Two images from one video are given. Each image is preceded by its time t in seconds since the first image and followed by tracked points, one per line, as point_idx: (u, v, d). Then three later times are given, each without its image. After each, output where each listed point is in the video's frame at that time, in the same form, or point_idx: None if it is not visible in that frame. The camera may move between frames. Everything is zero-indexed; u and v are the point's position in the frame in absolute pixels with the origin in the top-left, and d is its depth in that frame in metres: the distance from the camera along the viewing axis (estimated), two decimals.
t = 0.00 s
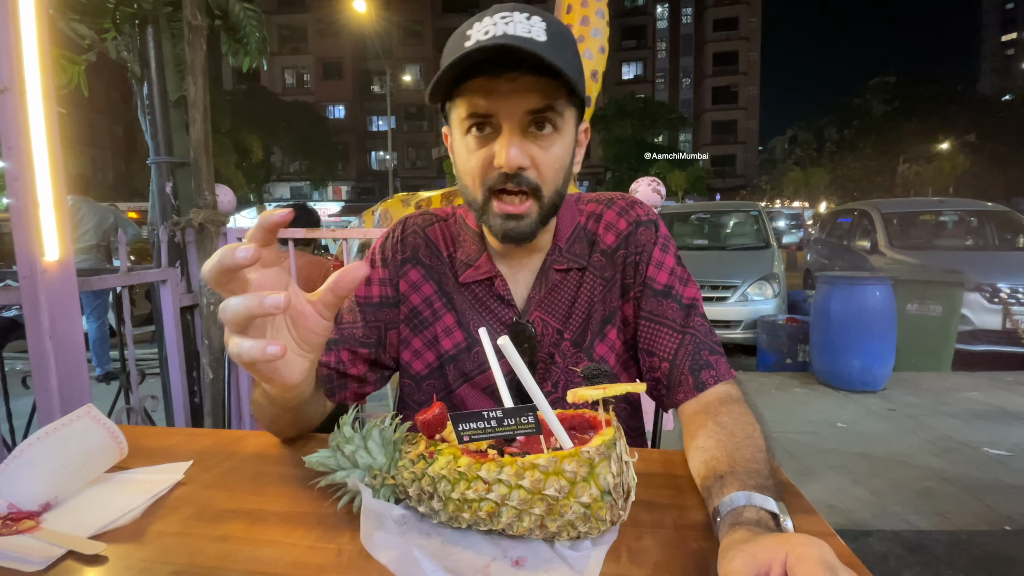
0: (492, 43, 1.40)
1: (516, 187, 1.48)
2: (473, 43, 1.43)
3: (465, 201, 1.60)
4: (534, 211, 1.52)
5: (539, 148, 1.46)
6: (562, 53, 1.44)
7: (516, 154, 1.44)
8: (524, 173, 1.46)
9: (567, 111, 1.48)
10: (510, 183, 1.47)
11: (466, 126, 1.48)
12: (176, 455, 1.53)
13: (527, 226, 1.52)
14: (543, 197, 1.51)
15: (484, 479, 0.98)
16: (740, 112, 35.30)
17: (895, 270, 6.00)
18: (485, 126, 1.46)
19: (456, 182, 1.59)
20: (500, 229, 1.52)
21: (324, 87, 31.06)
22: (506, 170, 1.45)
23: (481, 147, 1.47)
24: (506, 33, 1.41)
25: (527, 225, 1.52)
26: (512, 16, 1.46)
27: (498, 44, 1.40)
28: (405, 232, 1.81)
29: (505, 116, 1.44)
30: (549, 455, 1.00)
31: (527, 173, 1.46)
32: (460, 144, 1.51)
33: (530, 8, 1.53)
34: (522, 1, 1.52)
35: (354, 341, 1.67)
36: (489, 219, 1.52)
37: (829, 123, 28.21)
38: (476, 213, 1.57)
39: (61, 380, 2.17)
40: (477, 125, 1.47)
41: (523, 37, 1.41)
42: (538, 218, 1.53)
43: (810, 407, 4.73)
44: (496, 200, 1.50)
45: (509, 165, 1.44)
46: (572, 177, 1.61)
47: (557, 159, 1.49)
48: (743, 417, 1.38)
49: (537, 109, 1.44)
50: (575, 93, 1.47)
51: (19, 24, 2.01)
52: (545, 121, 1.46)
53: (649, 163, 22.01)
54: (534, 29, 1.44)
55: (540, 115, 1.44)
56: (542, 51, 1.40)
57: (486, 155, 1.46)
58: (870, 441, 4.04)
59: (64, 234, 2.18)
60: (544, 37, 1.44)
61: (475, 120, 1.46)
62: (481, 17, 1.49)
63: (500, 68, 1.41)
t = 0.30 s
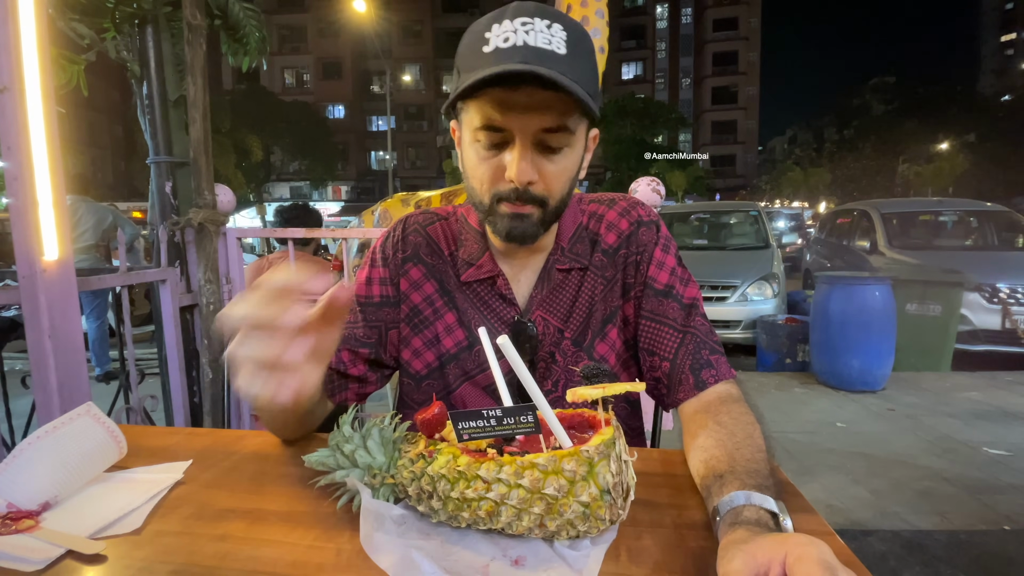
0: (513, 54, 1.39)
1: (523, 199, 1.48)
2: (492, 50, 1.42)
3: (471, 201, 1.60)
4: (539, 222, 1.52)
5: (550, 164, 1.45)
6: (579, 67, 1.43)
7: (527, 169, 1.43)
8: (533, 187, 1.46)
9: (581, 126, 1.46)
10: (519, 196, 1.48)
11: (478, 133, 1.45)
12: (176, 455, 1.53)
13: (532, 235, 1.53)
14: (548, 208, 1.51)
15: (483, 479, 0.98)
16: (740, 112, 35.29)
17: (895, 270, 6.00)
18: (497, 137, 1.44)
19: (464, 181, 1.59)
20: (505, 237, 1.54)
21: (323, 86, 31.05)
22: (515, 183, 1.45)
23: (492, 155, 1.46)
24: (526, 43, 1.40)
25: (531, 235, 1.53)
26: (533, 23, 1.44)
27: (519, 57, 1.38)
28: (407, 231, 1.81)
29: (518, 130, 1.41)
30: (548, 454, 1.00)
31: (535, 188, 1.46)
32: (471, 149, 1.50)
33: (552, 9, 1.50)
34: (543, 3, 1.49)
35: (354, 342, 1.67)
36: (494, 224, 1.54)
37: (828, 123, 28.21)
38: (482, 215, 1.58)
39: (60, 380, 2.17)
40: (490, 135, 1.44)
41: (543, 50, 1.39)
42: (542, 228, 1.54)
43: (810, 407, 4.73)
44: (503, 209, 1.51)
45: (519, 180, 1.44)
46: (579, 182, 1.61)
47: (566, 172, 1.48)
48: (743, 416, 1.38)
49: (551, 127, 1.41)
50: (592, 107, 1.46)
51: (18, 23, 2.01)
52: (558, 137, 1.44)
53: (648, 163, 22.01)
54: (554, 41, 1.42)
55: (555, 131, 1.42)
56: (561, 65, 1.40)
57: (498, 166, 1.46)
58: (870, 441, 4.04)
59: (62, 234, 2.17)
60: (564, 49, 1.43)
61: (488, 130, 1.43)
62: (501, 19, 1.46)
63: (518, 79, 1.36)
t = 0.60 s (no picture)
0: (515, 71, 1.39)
1: (527, 213, 1.49)
2: (494, 66, 1.42)
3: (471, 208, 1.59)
4: (541, 232, 1.53)
5: (553, 178, 1.46)
6: (580, 83, 1.45)
7: (531, 185, 1.44)
8: (536, 202, 1.47)
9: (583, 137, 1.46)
10: (522, 210, 1.48)
11: (480, 148, 1.43)
12: (174, 455, 1.52)
13: (534, 244, 1.55)
14: (551, 218, 1.52)
15: (483, 478, 0.98)
16: (740, 112, 35.30)
17: (894, 270, 6.00)
18: (500, 153, 1.43)
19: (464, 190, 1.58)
20: (508, 246, 1.55)
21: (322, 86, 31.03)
22: (518, 198, 1.45)
23: (495, 169, 1.45)
24: (529, 61, 1.41)
25: (534, 244, 1.55)
26: (536, 37, 1.43)
27: (522, 77, 1.39)
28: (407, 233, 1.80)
29: (522, 147, 1.40)
30: (548, 453, 1.00)
31: (539, 201, 1.47)
32: (474, 162, 1.48)
33: (553, 14, 1.48)
34: (544, 8, 1.47)
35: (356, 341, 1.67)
36: (497, 234, 1.55)
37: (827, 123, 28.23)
38: (483, 224, 1.58)
39: (59, 379, 2.17)
40: (493, 150, 1.43)
41: (547, 68, 1.40)
42: (544, 237, 1.56)
43: (810, 406, 4.73)
44: (505, 221, 1.51)
45: (523, 196, 1.44)
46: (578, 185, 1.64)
47: (568, 183, 1.49)
48: (742, 415, 1.38)
49: (554, 143, 1.40)
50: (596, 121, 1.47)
51: (17, 22, 2.00)
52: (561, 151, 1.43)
53: (648, 163, 22.00)
54: (557, 56, 1.43)
55: (558, 147, 1.41)
56: (565, 83, 1.41)
57: (501, 181, 1.45)
58: (869, 440, 4.04)
59: (61, 233, 2.17)
60: (566, 65, 1.44)
61: (492, 147, 1.42)
62: (502, 30, 1.44)
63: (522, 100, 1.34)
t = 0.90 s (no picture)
0: (490, 63, 1.39)
1: (514, 204, 1.49)
2: (471, 61, 1.42)
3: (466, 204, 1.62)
4: (532, 223, 1.53)
5: (539, 167, 1.45)
6: (558, 70, 1.43)
7: (515, 175, 1.44)
8: (523, 191, 1.47)
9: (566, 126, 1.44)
10: (510, 202, 1.48)
11: (465, 142, 1.45)
12: (173, 454, 1.52)
13: (527, 235, 1.55)
14: (542, 209, 1.52)
15: (482, 477, 0.98)
16: (739, 112, 35.30)
17: (893, 270, 6.01)
18: (484, 146, 1.44)
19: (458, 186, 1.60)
20: (500, 238, 1.55)
21: (321, 86, 31.00)
22: (505, 189, 1.46)
23: (481, 162, 1.46)
24: (503, 52, 1.40)
25: (527, 235, 1.55)
26: (510, 28, 1.42)
27: (495, 68, 1.38)
28: (407, 230, 1.80)
29: (504, 138, 1.41)
30: (547, 452, 1.00)
31: (526, 191, 1.47)
32: (462, 156, 1.51)
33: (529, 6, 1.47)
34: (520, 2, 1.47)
35: (353, 339, 1.66)
36: (489, 227, 1.56)
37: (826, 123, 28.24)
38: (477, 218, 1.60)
39: (57, 379, 2.16)
40: (477, 143, 1.44)
41: (520, 58, 1.39)
42: (537, 227, 1.55)
43: (809, 406, 4.73)
44: (495, 213, 1.51)
45: (508, 186, 1.45)
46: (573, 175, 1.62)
47: (556, 172, 1.48)
48: (742, 414, 1.38)
49: (535, 133, 1.40)
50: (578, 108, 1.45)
51: (15, 20, 2.00)
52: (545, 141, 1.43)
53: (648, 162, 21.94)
54: (531, 46, 1.41)
55: (540, 137, 1.41)
56: (540, 72, 1.39)
57: (487, 173, 1.46)
58: (868, 440, 4.04)
59: (59, 232, 2.16)
60: (541, 53, 1.42)
61: (475, 140, 1.43)
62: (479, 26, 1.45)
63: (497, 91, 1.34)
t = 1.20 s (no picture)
0: (497, 59, 1.39)
1: (519, 197, 1.48)
2: (478, 56, 1.42)
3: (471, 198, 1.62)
4: (537, 217, 1.52)
5: (543, 161, 1.46)
6: (565, 66, 1.43)
7: (521, 168, 1.45)
8: (528, 185, 1.47)
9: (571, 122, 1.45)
10: (514, 195, 1.47)
11: (471, 136, 1.46)
12: (173, 454, 1.52)
13: (529, 229, 1.54)
14: (547, 202, 1.51)
15: (481, 477, 0.98)
16: (739, 112, 35.30)
17: (893, 270, 6.00)
18: (490, 140, 1.44)
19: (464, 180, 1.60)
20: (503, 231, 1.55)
21: (321, 86, 30.98)
22: (510, 182, 1.46)
23: (486, 156, 1.47)
24: (510, 47, 1.40)
25: (529, 229, 1.54)
26: (518, 25, 1.43)
27: (503, 63, 1.38)
28: (407, 229, 1.81)
29: (510, 132, 1.41)
30: (547, 452, 1.00)
31: (530, 185, 1.47)
32: (468, 151, 1.51)
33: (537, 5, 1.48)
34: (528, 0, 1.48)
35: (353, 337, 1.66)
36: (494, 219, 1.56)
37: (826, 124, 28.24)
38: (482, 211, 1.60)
39: (56, 379, 2.16)
40: (483, 138, 1.44)
41: (528, 53, 1.39)
42: (540, 220, 1.54)
43: (809, 406, 4.73)
44: (499, 206, 1.51)
45: (514, 179, 1.45)
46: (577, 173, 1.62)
47: (561, 167, 1.48)
48: (741, 414, 1.38)
49: (541, 128, 1.40)
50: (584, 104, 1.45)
51: (15, 20, 2.00)
52: (550, 136, 1.43)
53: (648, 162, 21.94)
54: (539, 42, 1.41)
55: (546, 131, 1.41)
56: (547, 67, 1.39)
57: (493, 167, 1.47)
58: (868, 440, 4.04)
59: (58, 231, 2.16)
60: (549, 50, 1.42)
61: (481, 134, 1.44)
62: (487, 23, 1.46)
63: (505, 87, 1.34)
